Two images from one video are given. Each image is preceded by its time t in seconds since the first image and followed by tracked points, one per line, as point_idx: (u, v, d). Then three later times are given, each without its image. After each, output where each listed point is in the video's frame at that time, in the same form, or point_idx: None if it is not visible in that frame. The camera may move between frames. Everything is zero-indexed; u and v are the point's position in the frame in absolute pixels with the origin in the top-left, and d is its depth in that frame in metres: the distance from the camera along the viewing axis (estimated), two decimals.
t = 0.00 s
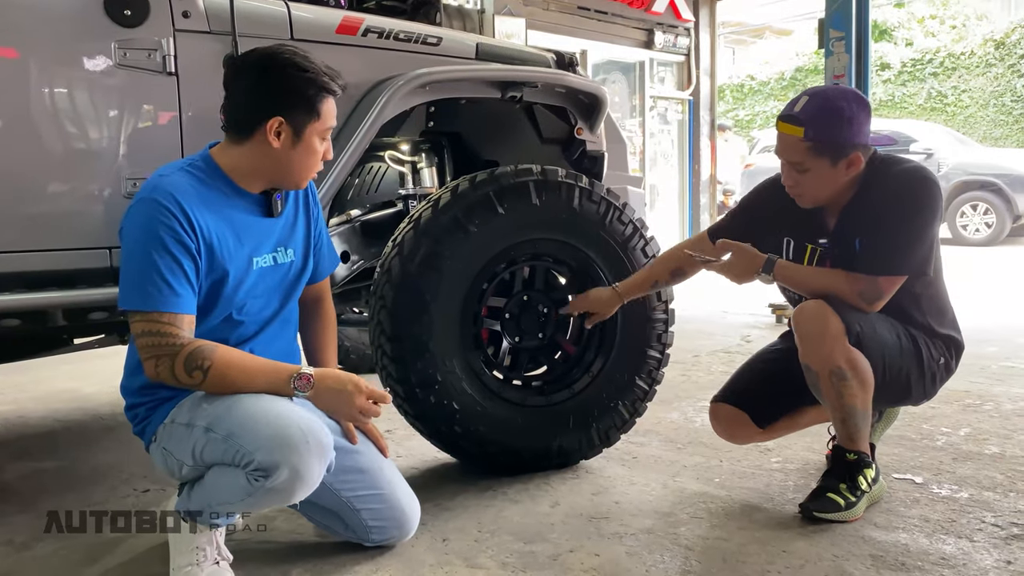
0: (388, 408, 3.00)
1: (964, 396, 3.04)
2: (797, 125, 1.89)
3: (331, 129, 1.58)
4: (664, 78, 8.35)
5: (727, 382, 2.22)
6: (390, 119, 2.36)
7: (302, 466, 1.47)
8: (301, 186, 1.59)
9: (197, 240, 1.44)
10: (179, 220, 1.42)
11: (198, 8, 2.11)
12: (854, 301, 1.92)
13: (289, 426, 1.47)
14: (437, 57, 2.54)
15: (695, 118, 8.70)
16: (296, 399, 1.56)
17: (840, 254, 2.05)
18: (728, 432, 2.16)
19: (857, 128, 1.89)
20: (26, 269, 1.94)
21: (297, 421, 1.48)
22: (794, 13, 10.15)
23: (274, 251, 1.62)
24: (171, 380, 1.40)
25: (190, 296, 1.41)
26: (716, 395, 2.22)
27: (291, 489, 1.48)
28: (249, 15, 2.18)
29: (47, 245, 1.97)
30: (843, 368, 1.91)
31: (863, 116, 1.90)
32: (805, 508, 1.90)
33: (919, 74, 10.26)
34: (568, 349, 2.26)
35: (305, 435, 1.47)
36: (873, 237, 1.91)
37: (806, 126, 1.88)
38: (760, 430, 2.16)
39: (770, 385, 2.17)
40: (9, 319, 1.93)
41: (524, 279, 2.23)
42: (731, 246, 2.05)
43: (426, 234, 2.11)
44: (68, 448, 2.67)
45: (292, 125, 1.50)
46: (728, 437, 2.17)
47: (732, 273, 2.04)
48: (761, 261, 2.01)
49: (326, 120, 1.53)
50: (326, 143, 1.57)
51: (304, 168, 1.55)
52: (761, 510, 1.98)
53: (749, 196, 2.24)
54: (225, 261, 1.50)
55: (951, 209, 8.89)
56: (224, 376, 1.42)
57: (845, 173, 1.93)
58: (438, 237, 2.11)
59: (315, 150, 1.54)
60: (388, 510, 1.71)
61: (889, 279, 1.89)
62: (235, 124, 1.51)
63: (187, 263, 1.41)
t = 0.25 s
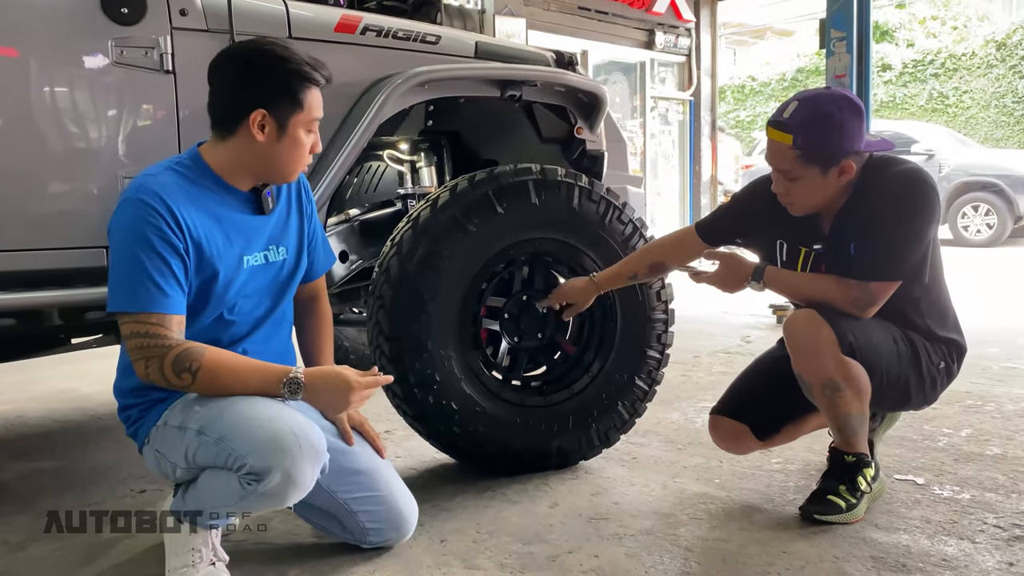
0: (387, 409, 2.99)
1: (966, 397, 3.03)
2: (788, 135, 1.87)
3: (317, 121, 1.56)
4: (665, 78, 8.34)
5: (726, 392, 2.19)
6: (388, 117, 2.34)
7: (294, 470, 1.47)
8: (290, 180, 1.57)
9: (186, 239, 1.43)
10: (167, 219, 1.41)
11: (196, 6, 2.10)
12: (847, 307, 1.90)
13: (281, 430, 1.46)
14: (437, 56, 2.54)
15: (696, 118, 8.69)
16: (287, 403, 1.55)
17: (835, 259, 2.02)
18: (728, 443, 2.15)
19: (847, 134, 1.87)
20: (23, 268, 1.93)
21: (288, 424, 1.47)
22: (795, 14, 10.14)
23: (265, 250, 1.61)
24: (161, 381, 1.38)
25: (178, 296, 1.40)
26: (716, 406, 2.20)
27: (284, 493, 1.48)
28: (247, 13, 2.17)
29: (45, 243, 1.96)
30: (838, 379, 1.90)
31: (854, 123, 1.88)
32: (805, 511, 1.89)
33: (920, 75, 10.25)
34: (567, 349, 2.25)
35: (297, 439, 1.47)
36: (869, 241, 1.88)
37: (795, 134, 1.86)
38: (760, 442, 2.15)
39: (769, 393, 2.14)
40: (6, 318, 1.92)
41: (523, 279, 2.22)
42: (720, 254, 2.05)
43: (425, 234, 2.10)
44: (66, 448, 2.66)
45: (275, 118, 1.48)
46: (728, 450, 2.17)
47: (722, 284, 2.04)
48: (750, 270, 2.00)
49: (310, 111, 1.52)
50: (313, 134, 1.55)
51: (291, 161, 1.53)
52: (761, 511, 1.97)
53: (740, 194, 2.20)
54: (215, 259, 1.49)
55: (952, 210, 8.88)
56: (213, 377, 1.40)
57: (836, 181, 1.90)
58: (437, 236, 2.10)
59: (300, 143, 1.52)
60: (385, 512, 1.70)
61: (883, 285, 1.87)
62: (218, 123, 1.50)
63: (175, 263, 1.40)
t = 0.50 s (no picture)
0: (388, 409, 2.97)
1: (971, 398, 3.01)
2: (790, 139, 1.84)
3: (291, 94, 1.51)
4: (667, 79, 8.32)
5: (728, 401, 2.16)
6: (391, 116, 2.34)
7: (291, 471, 1.44)
8: (272, 163, 1.53)
9: (177, 239, 1.42)
10: (157, 219, 1.39)
11: (196, 3, 2.08)
12: (847, 315, 1.89)
13: (277, 431, 1.44)
14: (439, 53, 2.51)
15: (698, 119, 8.67)
16: (286, 400, 1.52)
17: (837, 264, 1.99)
18: (732, 454, 2.12)
19: (848, 137, 1.84)
20: (22, 266, 1.92)
21: (285, 424, 1.45)
22: (797, 14, 10.12)
23: (261, 247, 1.59)
24: (154, 383, 1.38)
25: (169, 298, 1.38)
26: (719, 415, 2.16)
27: (281, 493, 1.46)
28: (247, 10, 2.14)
29: (43, 242, 1.94)
30: (839, 390, 1.89)
31: (858, 126, 1.85)
32: (812, 513, 1.87)
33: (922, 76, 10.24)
34: (570, 349, 2.23)
35: (294, 439, 1.44)
36: (871, 248, 1.86)
37: (794, 138, 1.84)
38: (764, 452, 2.13)
39: (773, 398, 2.11)
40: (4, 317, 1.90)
41: (525, 279, 2.20)
42: (715, 259, 2.03)
43: (426, 233, 2.08)
44: (66, 449, 2.64)
45: (236, 96, 1.45)
46: (733, 462, 2.14)
47: (720, 286, 2.01)
48: (748, 273, 1.98)
49: (273, 84, 1.47)
50: (284, 109, 1.50)
51: (263, 138, 1.49)
52: (767, 513, 1.95)
53: (747, 199, 2.22)
54: (207, 258, 1.47)
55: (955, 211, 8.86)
56: (206, 377, 1.39)
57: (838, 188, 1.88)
58: (438, 235, 2.08)
59: (270, 119, 1.48)
60: (386, 514, 1.68)
61: (883, 293, 1.85)
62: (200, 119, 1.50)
63: (166, 264, 1.38)
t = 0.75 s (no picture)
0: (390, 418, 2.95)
1: (977, 408, 2.98)
2: (790, 140, 1.84)
3: (264, 94, 1.48)
4: (669, 84, 8.32)
5: (731, 415, 2.13)
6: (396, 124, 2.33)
7: (288, 485, 1.42)
8: (251, 168, 1.50)
9: (167, 254, 1.40)
10: (145, 234, 1.38)
11: (198, 10, 2.06)
12: (850, 330, 1.87)
13: (275, 445, 1.42)
14: (442, 61, 2.50)
15: (701, 125, 8.66)
16: (281, 411, 1.50)
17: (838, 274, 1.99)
18: (734, 467, 2.09)
19: (849, 141, 1.83)
20: (22, 275, 1.90)
21: (281, 436, 1.43)
22: (800, 20, 10.11)
23: (254, 260, 1.57)
24: (151, 401, 1.36)
25: (159, 313, 1.36)
26: (722, 429, 2.13)
27: (278, 508, 1.44)
28: (250, 17, 2.13)
29: (45, 251, 1.93)
30: (844, 406, 1.86)
31: (859, 128, 1.84)
32: (818, 527, 1.85)
33: (925, 82, 10.24)
34: (574, 359, 2.21)
35: (291, 453, 1.42)
36: (874, 259, 1.84)
37: (794, 138, 1.83)
38: (768, 468, 2.11)
39: (778, 413, 2.09)
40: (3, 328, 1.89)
41: (528, 288, 2.19)
42: (713, 273, 2.02)
43: (429, 241, 2.06)
44: (66, 458, 2.62)
45: (208, 102, 1.44)
46: (735, 474, 2.11)
47: (721, 301, 2.00)
48: (749, 287, 1.96)
49: (246, 86, 1.45)
50: (259, 112, 1.48)
51: (238, 143, 1.46)
52: (774, 526, 1.92)
53: (755, 214, 2.22)
54: (195, 273, 1.45)
55: (958, 217, 8.84)
56: (204, 391, 1.37)
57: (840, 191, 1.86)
58: (441, 243, 2.06)
59: (242, 123, 1.45)
60: (387, 528, 1.66)
61: (886, 306, 1.83)
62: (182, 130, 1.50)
63: (155, 278, 1.37)
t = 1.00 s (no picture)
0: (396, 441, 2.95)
1: (986, 434, 2.96)
2: (833, 131, 1.85)
3: (232, 122, 1.42)
4: (676, 102, 8.35)
5: (738, 451, 2.11)
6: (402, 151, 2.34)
7: (304, 539, 1.38)
8: (220, 198, 1.44)
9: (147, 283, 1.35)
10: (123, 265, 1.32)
11: (208, 38, 2.11)
12: (858, 358, 1.86)
13: (291, 497, 1.36)
14: (450, 88, 2.52)
15: (707, 142, 8.68)
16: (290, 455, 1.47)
17: (843, 301, 1.97)
18: (743, 503, 2.08)
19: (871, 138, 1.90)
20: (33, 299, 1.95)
21: (297, 489, 1.37)
22: (807, 38, 10.15)
23: (232, 283, 1.51)
24: (160, 435, 1.32)
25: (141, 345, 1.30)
26: (732, 465, 2.10)
27: (294, 561, 1.40)
28: (259, 46, 2.17)
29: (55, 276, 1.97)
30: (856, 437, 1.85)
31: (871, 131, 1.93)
32: (825, 559, 1.84)
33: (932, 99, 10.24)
34: (580, 386, 2.21)
35: (308, 506, 1.37)
36: (879, 287, 1.84)
37: (837, 130, 1.85)
38: (777, 502, 2.09)
39: (787, 446, 2.06)
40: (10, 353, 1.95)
41: (534, 313, 2.18)
42: (720, 309, 2.03)
43: (435, 268, 2.07)
44: (74, 479, 2.63)
45: (176, 130, 1.38)
46: (743, 512, 2.10)
47: (727, 337, 2.00)
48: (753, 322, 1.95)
49: (214, 114, 1.40)
50: (228, 141, 1.42)
51: (209, 173, 1.40)
52: (779, 557, 1.92)
53: (757, 243, 2.20)
54: (176, 301, 1.39)
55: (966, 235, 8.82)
56: (216, 426, 1.33)
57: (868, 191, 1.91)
58: (448, 270, 2.07)
59: (211, 152, 1.40)
60: (390, 559, 1.64)
61: (893, 332, 1.83)
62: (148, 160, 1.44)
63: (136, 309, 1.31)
